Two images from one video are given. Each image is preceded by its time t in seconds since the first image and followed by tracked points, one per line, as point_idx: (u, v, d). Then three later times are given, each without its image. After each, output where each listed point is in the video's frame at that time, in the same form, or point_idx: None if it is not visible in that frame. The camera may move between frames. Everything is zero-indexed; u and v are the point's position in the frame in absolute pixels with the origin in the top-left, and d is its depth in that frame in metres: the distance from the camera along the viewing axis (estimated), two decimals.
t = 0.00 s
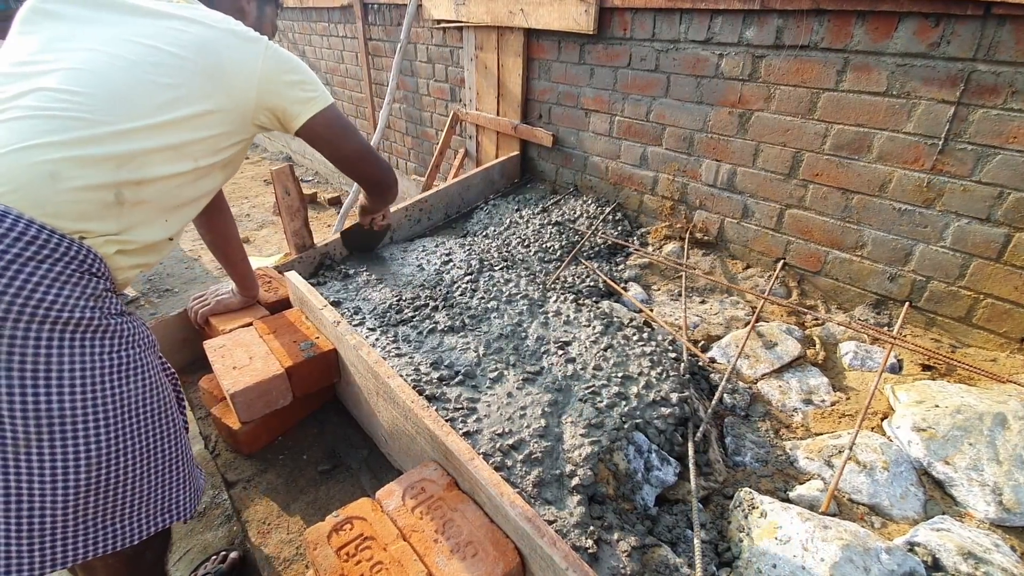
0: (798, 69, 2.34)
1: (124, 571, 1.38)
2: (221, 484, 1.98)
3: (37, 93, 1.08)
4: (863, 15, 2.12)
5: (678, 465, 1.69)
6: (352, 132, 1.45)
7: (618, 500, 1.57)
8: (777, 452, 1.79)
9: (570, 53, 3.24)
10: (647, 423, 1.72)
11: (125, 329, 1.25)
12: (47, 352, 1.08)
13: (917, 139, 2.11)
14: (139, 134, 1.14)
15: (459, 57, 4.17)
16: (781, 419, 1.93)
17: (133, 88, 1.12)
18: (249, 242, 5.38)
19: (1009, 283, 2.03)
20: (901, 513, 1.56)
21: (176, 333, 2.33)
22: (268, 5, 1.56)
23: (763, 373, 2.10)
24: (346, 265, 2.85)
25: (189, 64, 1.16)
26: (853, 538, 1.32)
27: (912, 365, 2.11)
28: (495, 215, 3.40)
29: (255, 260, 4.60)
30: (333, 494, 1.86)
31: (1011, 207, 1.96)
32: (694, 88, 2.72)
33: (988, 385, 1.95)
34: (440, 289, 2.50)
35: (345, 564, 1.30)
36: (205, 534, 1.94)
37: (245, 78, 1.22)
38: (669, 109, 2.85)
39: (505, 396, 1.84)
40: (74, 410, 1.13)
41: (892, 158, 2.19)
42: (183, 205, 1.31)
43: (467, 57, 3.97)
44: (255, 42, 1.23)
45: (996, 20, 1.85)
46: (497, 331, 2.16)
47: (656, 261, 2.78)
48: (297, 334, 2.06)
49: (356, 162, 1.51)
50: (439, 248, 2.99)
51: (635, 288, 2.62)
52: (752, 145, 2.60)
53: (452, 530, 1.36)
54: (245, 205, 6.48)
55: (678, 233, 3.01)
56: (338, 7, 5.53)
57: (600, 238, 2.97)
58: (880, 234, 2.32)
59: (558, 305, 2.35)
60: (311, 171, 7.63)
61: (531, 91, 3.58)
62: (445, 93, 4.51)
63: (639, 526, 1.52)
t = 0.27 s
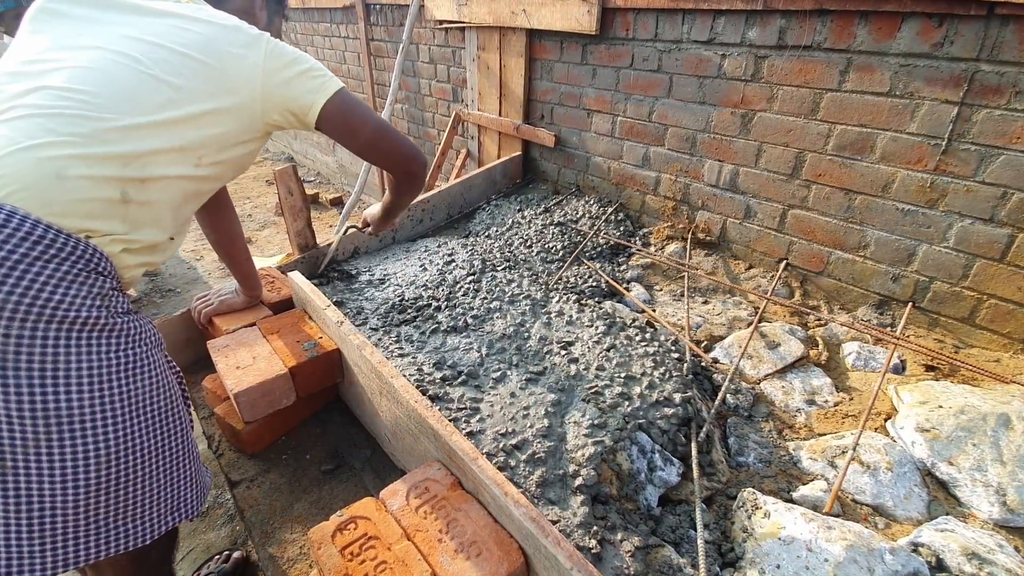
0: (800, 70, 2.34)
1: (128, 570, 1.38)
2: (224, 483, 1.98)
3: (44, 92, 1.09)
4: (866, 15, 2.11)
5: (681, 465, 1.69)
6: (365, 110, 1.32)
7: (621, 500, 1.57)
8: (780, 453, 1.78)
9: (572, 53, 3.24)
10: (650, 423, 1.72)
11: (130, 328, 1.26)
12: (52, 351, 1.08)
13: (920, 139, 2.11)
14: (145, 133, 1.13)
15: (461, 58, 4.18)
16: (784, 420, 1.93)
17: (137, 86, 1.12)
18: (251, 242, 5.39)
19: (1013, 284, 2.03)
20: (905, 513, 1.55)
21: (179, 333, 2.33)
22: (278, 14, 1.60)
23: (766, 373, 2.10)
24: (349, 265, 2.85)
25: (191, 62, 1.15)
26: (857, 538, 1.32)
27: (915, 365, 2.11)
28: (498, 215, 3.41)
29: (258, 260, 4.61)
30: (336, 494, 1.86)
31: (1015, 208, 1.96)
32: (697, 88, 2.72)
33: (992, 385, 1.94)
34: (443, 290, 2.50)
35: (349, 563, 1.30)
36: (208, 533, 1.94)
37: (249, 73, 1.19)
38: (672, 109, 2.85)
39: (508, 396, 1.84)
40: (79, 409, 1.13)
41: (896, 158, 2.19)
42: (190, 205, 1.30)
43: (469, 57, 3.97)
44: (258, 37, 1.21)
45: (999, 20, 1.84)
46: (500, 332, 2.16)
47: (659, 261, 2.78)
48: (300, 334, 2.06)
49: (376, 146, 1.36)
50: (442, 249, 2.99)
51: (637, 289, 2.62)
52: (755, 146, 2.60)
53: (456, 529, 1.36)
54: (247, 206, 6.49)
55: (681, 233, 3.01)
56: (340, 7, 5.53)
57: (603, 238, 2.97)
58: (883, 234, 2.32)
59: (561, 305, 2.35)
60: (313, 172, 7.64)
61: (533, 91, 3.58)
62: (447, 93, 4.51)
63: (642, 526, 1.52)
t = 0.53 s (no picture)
0: (803, 70, 2.34)
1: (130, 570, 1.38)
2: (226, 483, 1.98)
3: (43, 93, 1.08)
4: (869, 16, 2.11)
5: (683, 465, 1.69)
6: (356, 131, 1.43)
7: (623, 501, 1.57)
8: (782, 453, 1.78)
9: (574, 54, 3.24)
10: (652, 423, 1.72)
11: (122, 337, 1.23)
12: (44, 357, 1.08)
13: (923, 139, 2.11)
14: (145, 137, 1.13)
15: (463, 58, 4.18)
16: (787, 420, 1.92)
17: (145, 91, 1.12)
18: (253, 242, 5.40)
19: (1016, 284, 2.02)
20: (908, 514, 1.55)
21: (181, 333, 2.33)
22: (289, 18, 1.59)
23: (769, 374, 2.10)
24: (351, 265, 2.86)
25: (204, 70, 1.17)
26: (860, 539, 1.32)
27: (918, 366, 2.10)
28: (500, 215, 3.41)
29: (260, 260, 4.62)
30: (338, 494, 1.86)
31: (1018, 208, 1.95)
32: (699, 88, 2.71)
33: (995, 386, 1.94)
34: (445, 289, 2.50)
35: (351, 563, 1.30)
36: (210, 533, 1.94)
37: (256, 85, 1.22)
38: (674, 109, 2.85)
39: (510, 396, 1.84)
40: (69, 417, 1.12)
41: (898, 158, 2.19)
42: (187, 210, 1.29)
43: (470, 58, 3.98)
44: (272, 49, 1.23)
45: (1002, 20, 1.84)
46: (502, 331, 2.17)
47: (661, 261, 2.77)
48: (302, 334, 2.07)
49: (359, 162, 1.47)
50: (444, 249, 2.99)
51: (639, 289, 2.62)
52: (757, 146, 2.60)
53: (458, 530, 1.36)
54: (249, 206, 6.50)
55: (683, 233, 3.01)
56: (342, 8, 5.54)
57: (605, 238, 2.97)
58: (885, 234, 2.31)
59: (562, 305, 2.35)
60: (314, 172, 7.65)
61: (535, 91, 3.59)
62: (448, 93, 4.51)
63: (644, 526, 1.52)
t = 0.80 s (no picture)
0: (805, 70, 2.34)
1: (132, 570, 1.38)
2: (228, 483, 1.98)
3: (43, 93, 1.08)
4: (871, 16, 2.11)
5: (685, 466, 1.69)
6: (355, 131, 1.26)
7: (625, 501, 1.57)
8: (784, 454, 1.78)
9: (576, 54, 3.24)
10: (653, 424, 1.72)
11: (131, 336, 1.24)
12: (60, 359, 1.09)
13: (925, 140, 2.10)
14: (143, 135, 1.11)
15: (465, 58, 4.18)
16: (789, 421, 1.92)
17: (139, 87, 1.10)
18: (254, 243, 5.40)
19: (1018, 285, 2.02)
20: (910, 515, 1.55)
21: (184, 332, 2.34)
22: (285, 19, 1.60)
23: (770, 375, 2.10)
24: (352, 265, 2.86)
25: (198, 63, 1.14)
26: (863, 540, 1.32)
27: (920, 367, 2.10)
28: (501, 216, 3.41)
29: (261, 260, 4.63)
30: (340, 494, 1.87)
31: (1020, 209, 1.95)
32: (701, 89, 2.71)
33: (997, 387, 1.93)
34: (447, 290, 2.50)
35: (353, 563, 1.30)
36: (212, 533, 1.95)
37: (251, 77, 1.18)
38: (676, 110, 2.85)
39: (512, 397, 1.84)
40: (83, 417, 1.12)
41: (900, 159, 2.19)
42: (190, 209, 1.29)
43: (472, 58, 3.98)
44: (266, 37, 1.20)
45: (1005, 21, 1.84)
46: (503, 332, 2.17)
47: (662, 262, 2.78)
48: (304, 334, 2.07)
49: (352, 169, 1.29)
50: (445, 249, 2.99)
51: (641, 289, 2.62)
52: (759, 146, 2.60)
53: (460, 530, 1.36)
54: (251, 206, 6.50)
55: (684, 234, 3.01)
56: (344, 9, 5.54)
57: (606, 239, 2.97)
58: (887, 235, 2.31)
59: (564, 306, 2.35)
60: (316, 173, 7.66)
61: (536, 92, 3.59)
62: (450, 94, 4.51)
63: (646, 527, 1.52)
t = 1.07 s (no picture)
0: (806, 72, 2.34)
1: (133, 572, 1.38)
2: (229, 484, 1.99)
3: (23, 94, 1.07)
4: (873, 18, 2.11)
5: (687, 467, 1.69)
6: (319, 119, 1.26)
7: (626, 502, 1.57)
8: (785, 455, 1.78)
9: (577, 55, 3.25)
10: (655, 425, 1.72)
11: (119, 345, 1.21)
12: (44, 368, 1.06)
13: (927, 141, 2.10)
14: (123, 136, 1.10)
15: (466, 59, 4.18)
16: (790, 422, 1.92)
17: (119, 88, 1.10)
18: (256, 244, 5.41)
19: (1020, 286, 2.02)
20: (912, 516, 1.55)
21: (185, 333, 2.34)
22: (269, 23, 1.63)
23: (772, 376, 2.10)
24: (354, 266, 2.86)
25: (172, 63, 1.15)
26: (865, 542, 1.32)
27: (921, 368, 2.10)
28: (502, 217, 3.41)
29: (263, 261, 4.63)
30: (341, 495, 1.87)
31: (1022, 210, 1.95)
32: (702, 90, 2.71)
33: (999, 389, 1.93)
34: (448, 291, 2.51)
35: (354, 563, 1.30)
36: (214, 533, 1.95)
37: (225, 78, 1.20)
38: (677, 111, 2.85)
39: (513, 398, 1.84)
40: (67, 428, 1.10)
41: (902, 160, 2.18)
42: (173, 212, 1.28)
43: (473, 59, 3.98)
44: (239, 29, 1.22)
45: (1007, 22, 1.84)
46: (504, 333, 2.17)
47: (663, 263, 2.78)
48: (306, 335, 2.07)
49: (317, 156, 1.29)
50: (447, 250, 2.99)
51: (642, 290, 2.61)
52: (760, 147, 2.59)
53: (461, 531, 1.36)
54: (252, 207, 6.52)
55: (685, 235, 3.01)
56: (345, 10, 5.55)
57: (608, 240, 2.97)
58: (889, 236, 2.31)
59: (565, 307, 2.35)
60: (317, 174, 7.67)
61: (538, 93, 3.59)
62: (451, 95, 4.51)
63: (647, 528, 1.52)
